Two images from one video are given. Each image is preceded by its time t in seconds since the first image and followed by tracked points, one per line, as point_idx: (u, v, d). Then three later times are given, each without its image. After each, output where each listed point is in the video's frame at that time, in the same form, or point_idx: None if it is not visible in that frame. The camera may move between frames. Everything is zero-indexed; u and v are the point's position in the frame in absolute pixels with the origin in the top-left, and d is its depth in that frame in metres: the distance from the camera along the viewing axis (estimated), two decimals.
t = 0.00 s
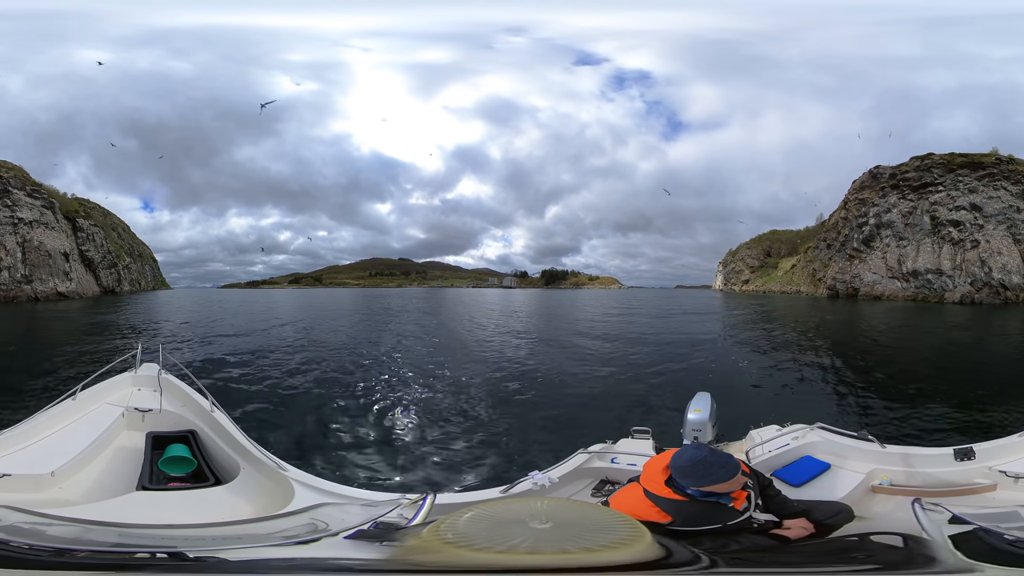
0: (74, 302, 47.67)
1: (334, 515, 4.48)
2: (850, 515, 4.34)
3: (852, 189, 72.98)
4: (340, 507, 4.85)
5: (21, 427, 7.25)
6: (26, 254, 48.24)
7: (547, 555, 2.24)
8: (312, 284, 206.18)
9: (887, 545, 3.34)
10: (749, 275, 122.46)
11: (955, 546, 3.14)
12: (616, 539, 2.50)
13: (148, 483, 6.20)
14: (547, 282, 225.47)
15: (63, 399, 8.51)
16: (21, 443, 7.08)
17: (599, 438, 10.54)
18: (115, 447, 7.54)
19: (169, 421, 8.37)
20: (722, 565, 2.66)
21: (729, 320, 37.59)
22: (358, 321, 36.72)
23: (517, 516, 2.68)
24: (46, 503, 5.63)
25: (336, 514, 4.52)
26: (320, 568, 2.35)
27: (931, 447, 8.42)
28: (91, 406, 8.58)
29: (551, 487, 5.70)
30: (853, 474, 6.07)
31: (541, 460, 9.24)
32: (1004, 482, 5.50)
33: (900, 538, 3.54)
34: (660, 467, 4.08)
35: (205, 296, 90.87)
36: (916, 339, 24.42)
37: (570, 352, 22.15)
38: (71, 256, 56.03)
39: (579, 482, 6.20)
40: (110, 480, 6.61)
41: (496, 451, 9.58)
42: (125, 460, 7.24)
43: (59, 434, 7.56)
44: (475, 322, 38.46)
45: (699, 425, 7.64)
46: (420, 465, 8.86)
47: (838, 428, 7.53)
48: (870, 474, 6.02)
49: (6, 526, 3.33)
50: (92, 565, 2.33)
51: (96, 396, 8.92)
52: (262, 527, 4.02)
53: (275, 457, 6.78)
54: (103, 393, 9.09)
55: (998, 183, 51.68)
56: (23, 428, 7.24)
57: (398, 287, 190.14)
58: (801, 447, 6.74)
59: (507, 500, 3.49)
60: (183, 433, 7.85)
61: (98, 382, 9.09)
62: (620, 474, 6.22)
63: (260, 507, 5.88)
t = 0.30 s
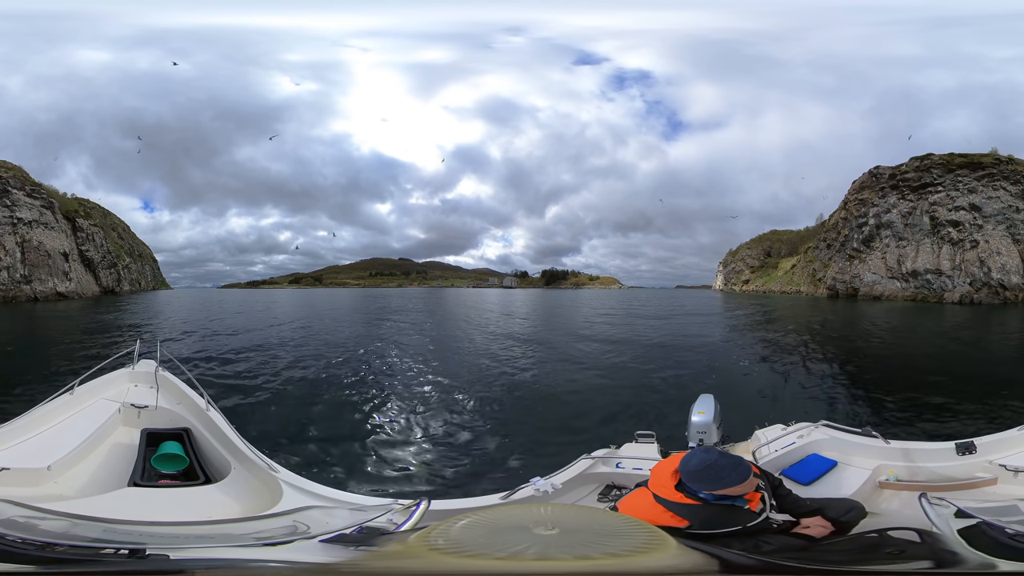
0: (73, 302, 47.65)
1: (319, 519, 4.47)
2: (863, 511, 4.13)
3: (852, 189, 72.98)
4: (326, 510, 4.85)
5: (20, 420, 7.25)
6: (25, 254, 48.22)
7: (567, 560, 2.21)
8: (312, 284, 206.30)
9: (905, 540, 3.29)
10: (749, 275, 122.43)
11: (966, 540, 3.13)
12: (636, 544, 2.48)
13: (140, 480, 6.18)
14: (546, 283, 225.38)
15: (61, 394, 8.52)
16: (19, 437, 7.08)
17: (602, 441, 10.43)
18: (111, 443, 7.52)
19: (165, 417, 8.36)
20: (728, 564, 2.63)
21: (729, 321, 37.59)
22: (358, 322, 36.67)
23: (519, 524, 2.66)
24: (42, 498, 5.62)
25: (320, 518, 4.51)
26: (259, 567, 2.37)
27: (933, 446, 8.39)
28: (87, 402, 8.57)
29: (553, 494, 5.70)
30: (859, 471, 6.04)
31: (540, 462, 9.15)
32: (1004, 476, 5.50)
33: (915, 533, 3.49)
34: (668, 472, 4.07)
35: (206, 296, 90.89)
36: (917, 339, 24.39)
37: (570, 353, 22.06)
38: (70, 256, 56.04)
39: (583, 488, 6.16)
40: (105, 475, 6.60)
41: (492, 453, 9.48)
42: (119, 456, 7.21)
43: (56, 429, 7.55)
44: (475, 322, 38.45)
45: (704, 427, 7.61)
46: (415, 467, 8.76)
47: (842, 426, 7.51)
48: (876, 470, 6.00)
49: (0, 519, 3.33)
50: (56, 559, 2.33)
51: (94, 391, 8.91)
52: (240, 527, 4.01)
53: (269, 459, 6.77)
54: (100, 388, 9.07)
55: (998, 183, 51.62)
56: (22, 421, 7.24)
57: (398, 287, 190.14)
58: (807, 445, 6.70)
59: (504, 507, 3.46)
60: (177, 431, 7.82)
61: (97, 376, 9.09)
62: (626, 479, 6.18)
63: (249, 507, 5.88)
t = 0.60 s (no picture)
0: (73, 302, 47.66)
1: (317, 518, 4.47)
2: (864, 513, 4.27)
3: (852, 189, 72.96)
4: (324, 510, 4.84)
5: (20, 419, 7.26)
6: (25, 254, 48.23)
7: (554, 561, 2.20)
8: (313, 284, 206.37)
9: (910, 541, 3.28)
10: (749, 275, 122.44)
11: (969, 540, 3.13)
12: (633, 545, 2.48)
13: (140, 479, 6.19)
14: (546, 283, 225.50)
15: (61, 393, 8.52)
16: (19, 436, 7.10)
17: (603, 442, 10.45)
18: (111, 442, 7.52)
19: (164, 416, 8.36)
20: (725, 566, 2.63)
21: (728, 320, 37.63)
22: (358, 321, 36.66)
23: (515, 524, 2.66)
24: (42, 497, 5.63)
25: (318, 517, 4.51)
26: (246, 566, 2.35)
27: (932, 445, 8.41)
28: (88, 400, 8.58)
29: (551, 495, 5.69)
30: (859, 472, 6.04)
31: (538, 462, 9.17)
32: (1005, 476, 5.50)
33: (919, 533, 3.48)
34: (659, 475, 4.09)
35: (206, 296, 90.91)
36: (916, 339, 24.42)
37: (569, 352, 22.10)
38: (70, 256, 56.05)
39: (581, 488, 6.16)
40: (105, 474, 6.61)
41: (492, 453, 9.50)
42: (118, 455, 7.21)
43: (57, 427, 7.57)
44: (475, 322, 38.46)
45: (703, 428, 7.60)
46: (413, 467, 8.79)
47: (841, 426, 7.52)
48: (877, 471, 6.00)
49: (2, 519, 3.33)
50: (62, 558, 2.34)
51: (93, 390, 8.92)
52: (239, 526, 4.02)
53: (268, 457, 6.78)
54: (101, 387, 9.09)
55: (997, 183, 51.60)
56: (22, 421, 7.26)
57: (398, 287, 190.14)
58: (807, 446, 6.70)
59: (500, 505, 3.46)
60: (177, 430, 7.82)
61: (97, 375, 9.10)
62: (624, 480, 6.19)
63: (247, 506, 5.88)
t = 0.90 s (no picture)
0: (72, 302, 47.61)
1: (324, 514, 4.49)
2: (855, 516, 4.35)
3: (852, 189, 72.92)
4: (331, 506, 4.85)
5: (20, 425, 7.23)
6: (24, 254, 48.16)
7: (532, 557, 2.23)
8: (313, 284, 206.46)
9: (902, 545, 3.26)
10: (749, 275, 122.48)
11: (970, 545, 3.11)
12: (612, 542, 2.48)
13: (146, 481, 6.19)
14: (546, 283, 225.58)
15: (63, 397, 8.50)
16: (21, 442, 7.07)
17: (600, 440, 10.53)
18: (114, 445, 7.51)
19: (167, 418, 8.37)
20: (719, 567, 2.63)
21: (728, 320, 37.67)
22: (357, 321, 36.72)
23: (509, 519, 2.67)
24: (48, 501, 5.62)
25: (326, 513, 4.53)
26: (302, 563, 2.36)
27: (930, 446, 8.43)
28: (89, 404, 8.55)
29: (546, 491, 5.69)
30: (855, 476, 6.04)
31: (536, 462, 9.21)
32: (1005, 481, 5.49)
33: (911, 538, 3.47)
34: (645, 473, 4.12)
35: (206, 296, 90.90)
36: (915, 339, 24.41)
37: (569, 353, 22.12)
38: (69, 256, 55.97)
39: (575, 485, 6.19)
40: (110, 477, 6.60)
41: (489, 453, 9.54)
42: (121, 457, 7.20)
43: (58, 432, 7.54)
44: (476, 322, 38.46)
45: (698, 428, 7.60)
46: (410, 465, 8.84)
47: (838, 430, 7.52)
48: (872, 475, 6.00)
49: (10, 524, 3.31)
50: (91, 561, 2.27)
51: (95, 393, 8.92)
52: (257, 524, 4.06)
53: (272, 455, 6.78)
54: (102, 390, 9.07)
55: (997, 183, 51.57)
56: (22, 426, 7.23)
57: (398, 287, 190.17)
58: (802, 448, 6.72)
59: (499, 501, 3.49)
60: (180, 431, 7.82)
61: (98, 379, 9.08)
62: (617, 477, 6.20)
63: (254, 505, 5.88)
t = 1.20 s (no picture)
0: (71, 302, 47.57)
1: (331, 514, 4.50)
2: (849, 517, 4.36)
3: (852, 189, 72.83)
4: (336, 505, 4.87)
5: (19, 427, 7.22)
6: (23, 254, 48.12)
7: (534, 554, 2.24)
8: (313, 285, 206.59)
9: (892, 546, 3.28)
10: (749, 275, 122.48)
11: (962, 546, 3.12)
12: (606, 540, 2.47)
13: (148, 482, 6.19)
14: (547, 283, 225.60)
15: (61, 399, 8.48)
16: (19, 444, 7.06)
17: (598, 438, 10.58)
18: (114, 447, 7.51)
19: (169, 420, 8.38)
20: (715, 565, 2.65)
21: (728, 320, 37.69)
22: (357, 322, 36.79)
23: (511, 516, 2.68)
24: (46, 504, 5.62)
25: (332, 512, 4.54)
26: (332, 562, 2.35)
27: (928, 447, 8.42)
28: (88, 406, 8.54)
29: (546, 488, 5.70)
30: (851, 477, 6.05)
31: (536, 461, 9.22)
32: (1004, 483, 5.49)
33: (902, 539, 3.48)
34: (648, 470, 4.12)
35: (206, 296, 90.87)
36: (914, 339, 24.37)
37: (571, 352, 22.09)
38: (69, 256, 55.92)
39: (574, 482, 6.21)
40: (111, 479, 6.61)
41: (490, 453, 9.53)
42: (123, 459, 7.21)
43: (57, 435, 7.52)
44: (477, 322, 38.43)
45: (697, 426, 7.61)
46: (411, 465, 8.83)
47: (835, 430, 7.54)
48: (869, 476, 6.01)
49: (9, 526, 3.30)
50: (100, 564, 2.27)
51: (96, 395, 8.92)
52: (264, 525, 4.07)
53: (274, 455, 6.80)
54: (102, 392, 9.06)
55: (996, 183, 51.47)
56: (20, 428, 7.24)
57: (398, 287, 190.17)
58: (799, 448, 6.74)
59: (505, 498, 3.50)
60: (181, 432, 7.83)
61: (97, 381, 9.08)
62: (616, 474, 6.22)
63: (257, 505, 5.89)
